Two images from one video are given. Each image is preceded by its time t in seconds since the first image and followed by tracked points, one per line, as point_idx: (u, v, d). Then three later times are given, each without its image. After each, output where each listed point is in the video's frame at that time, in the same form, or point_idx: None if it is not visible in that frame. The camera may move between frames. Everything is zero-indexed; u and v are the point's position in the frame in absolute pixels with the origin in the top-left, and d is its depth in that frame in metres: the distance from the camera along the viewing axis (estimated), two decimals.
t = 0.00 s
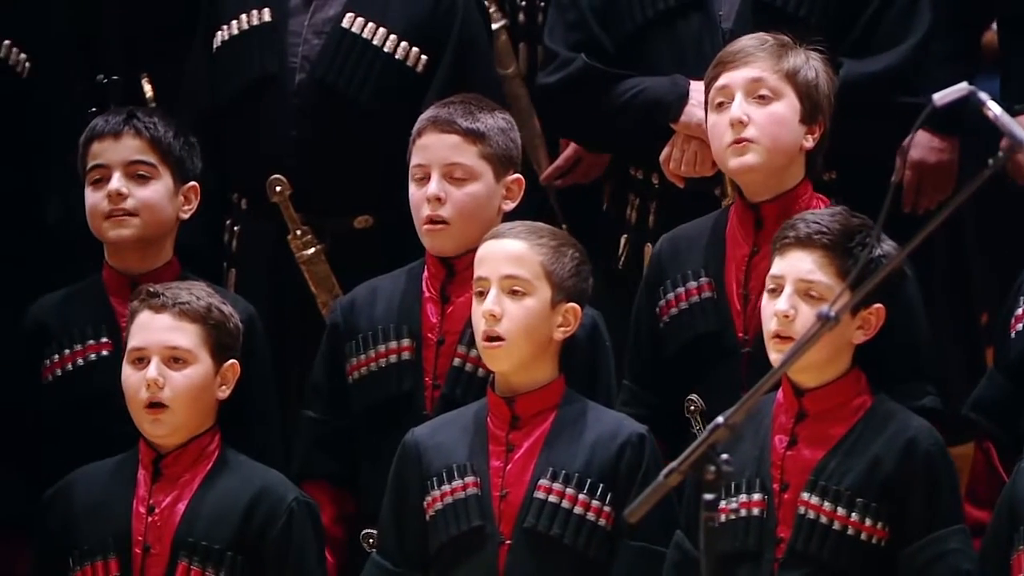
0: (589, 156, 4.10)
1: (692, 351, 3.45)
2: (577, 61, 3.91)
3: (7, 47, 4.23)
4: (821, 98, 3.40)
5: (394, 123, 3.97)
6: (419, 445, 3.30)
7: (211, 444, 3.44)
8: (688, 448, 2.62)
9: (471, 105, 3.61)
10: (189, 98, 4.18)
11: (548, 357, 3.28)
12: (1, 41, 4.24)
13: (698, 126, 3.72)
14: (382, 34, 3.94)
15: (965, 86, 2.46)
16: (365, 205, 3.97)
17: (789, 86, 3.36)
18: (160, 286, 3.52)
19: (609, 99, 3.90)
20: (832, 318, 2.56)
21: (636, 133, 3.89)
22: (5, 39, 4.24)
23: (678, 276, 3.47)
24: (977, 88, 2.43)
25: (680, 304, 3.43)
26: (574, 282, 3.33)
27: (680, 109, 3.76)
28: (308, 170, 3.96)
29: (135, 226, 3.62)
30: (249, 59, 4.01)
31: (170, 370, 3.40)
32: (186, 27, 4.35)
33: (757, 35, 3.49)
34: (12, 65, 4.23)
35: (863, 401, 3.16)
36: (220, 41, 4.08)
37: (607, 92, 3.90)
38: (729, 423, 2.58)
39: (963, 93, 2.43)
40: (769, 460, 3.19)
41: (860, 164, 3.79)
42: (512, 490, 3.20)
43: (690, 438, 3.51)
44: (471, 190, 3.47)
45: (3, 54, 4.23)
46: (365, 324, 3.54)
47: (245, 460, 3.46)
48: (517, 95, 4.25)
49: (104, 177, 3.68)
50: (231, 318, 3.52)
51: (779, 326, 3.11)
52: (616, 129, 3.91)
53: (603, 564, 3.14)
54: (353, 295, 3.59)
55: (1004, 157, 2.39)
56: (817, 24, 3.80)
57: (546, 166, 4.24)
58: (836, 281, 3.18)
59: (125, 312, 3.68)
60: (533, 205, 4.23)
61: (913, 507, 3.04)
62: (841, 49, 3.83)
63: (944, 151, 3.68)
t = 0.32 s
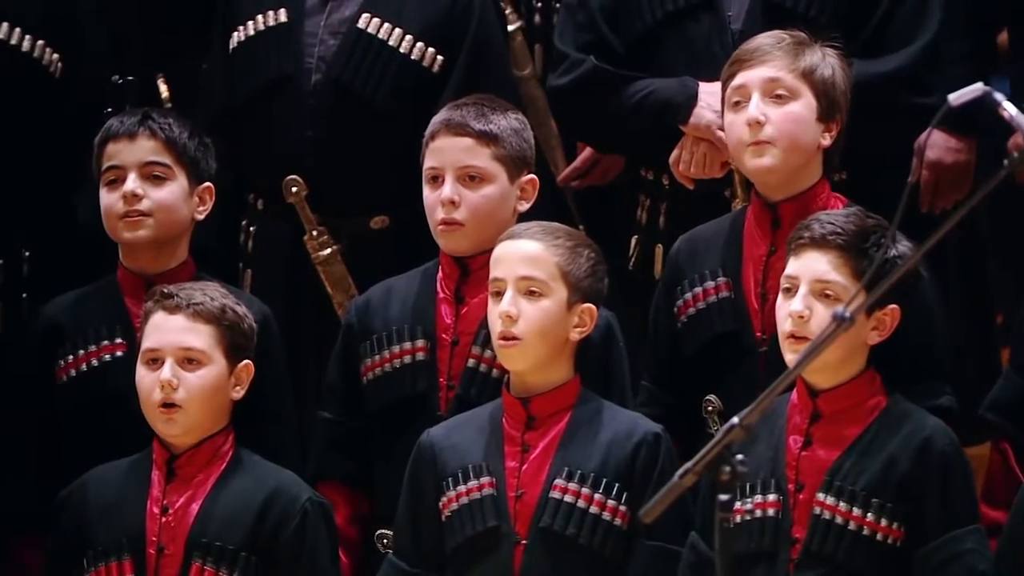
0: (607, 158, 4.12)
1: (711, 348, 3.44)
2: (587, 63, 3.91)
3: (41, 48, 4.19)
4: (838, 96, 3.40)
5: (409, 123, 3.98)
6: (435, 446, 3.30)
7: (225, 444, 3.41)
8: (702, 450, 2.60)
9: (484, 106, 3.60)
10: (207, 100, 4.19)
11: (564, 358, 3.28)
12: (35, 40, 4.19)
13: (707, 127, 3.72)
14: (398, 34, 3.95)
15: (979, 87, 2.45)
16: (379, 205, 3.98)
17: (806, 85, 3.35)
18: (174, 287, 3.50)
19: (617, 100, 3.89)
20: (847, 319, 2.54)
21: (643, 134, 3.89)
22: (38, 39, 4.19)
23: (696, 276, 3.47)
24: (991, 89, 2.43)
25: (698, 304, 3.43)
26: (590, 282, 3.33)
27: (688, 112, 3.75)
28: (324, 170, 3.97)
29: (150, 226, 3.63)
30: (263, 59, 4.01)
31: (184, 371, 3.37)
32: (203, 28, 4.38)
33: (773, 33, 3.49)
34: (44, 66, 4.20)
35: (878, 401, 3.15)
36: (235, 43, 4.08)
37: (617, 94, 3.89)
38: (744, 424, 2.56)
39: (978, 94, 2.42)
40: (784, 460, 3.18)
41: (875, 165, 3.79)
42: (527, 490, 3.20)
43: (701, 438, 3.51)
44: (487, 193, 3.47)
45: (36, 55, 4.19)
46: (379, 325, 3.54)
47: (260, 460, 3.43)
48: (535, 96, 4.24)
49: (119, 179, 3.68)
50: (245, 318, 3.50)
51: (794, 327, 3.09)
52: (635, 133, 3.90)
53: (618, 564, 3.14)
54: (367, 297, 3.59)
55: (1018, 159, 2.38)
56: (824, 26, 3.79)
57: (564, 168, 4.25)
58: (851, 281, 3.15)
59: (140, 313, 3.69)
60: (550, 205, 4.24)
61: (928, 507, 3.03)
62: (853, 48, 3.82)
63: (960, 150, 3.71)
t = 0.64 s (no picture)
0: (628, 157, 4.14)
1: (752, 346, 3.44)
2: (612, 62, 3.92)
3: (79, 46, 4.22)
4: (886, 98, 3.40)
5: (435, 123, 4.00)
6: (459, 445, 3.30)
7: (250, 444, 3.39)
8: (727, 450, 2.60)
9: (507, 107, 3.61)
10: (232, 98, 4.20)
11: (588, 357, 3.28)
12: (74, 38, 4.21)
13: (732, 129, 3.72)
14: (425, 34, 3.98)
15: (1005, 85, 2.43)
16: (405, 205, 3.99)
17: (854, 88, 3.35)
18: (199, 288, 3.48)
19: (645, 100, 3.89)
20: (872, 319, 2.51)
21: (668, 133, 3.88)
22: (76, 37, 4.21)
23: (736, 274, 3.47)
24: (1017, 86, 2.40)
25: (739, 301, 3.44)
26: (614, 281, 3.33)
27: (714, 112, 3.75)
28: (349, 170, 3.98)
29: (175, 229, 3.64)
30: (290, 58, 4.05)
31: (209, 374, 3.36)
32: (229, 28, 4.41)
33: (821, 32, 3.48)
34: (82, 64, 4.22)
35: (903, 401, 3.15)
36: (261, 41, 4.11)
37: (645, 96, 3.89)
38: (770, 424, 2.56)
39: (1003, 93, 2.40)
40: (808, 460, 3.17)
41: (900, 164, 3.78)
42: (552, 490, 3.20)
43: (727, 437, 3.51)
44: (512, 194, 3.48)
45: (73, 52, 4.21)
46: (404, 324, 3.55)
47: (284, 459, 3.41)
48: (557, 95, 4.26)
49: (145, 182, 3.70)
50: (270, 318, 3.48)
51: (818, 326, 3.09)
52: (660, 131, 3.89)
53: (644, 563, 3.14)
54: (392, 295, 3.61)
55: None
56: (852, 25, 3.81)
57: (586, 168, 4.24)
58: (876, 280, 3.15)
59: (163, 312, 3.70)
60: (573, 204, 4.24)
61: (953, 507, 3.02)
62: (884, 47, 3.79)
63: (982, 151, 3.69)
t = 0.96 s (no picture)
0: (654, 156, 4.20)
1: (794, 343, 3.45)
2: (645, 61, 3.94)
3: (113, 47, 4.27)
4: (936, 100, 3.40)
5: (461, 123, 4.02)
6: (486, 445, 3.32)
7: (278, 443, 3.41)
8: (755, 449, 2.61)
9: (535, 106, 3.63)
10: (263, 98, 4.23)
11: (615, 357, 3.29)
12: (108, 39, 4.26)
13: (764, 129, 3.73)
14: (453, 34, 4.01)
15: None
16: (433, 204, 4.00)
17: (904, 89, 3.35)
18: (226, 289, 3.49)
19: (677, 99, 3.89)
20: (900, 318, 2.54)
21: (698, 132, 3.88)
22: (111, 39, 4.26)
23: (781, 270, 3.47)
24: None
25: (782, 297, 3.44)
26: (641, 281, 3.34)
27: (746, 112, 3.76)
28: (377, 170, 4.00)
29: (203, 230, 3.67)
30: (320, 56, 4.07)
31: (236, 374, 3.37)
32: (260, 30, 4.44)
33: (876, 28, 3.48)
34: (118, 65, 4.27)
35: (927, 401, 3.15)
36: (290, 41, 4.14)
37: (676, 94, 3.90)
38: (796, 423, 2.57)
39: None
40: (833, 460, 3.19)
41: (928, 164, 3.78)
42: (578, 489, 3.22)
43: (754, 437, 3.52)
44: (538, 193, 3.49)
45: (109, 53, 4.26)
46: (431, 324, 3.57)
47: (311, 459, 3.43)
48: (581, 94, 4.27)
49: (175, 180, 3.72)
50: (296, 317, 3.50)
51: (843, 326, 3.09)
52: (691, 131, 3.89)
53: (669, 563, 3.15)
54: (419, 295, 3.63)
55: None
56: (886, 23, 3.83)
57: (610, 167, 4.29)
58: (901, 280, 3.15)
59: (190, 312, 3.73)
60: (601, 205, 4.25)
61: (977, 507, 3.02)
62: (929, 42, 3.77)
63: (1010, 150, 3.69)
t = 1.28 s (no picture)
0: (686, 156, 4.22)
1: (830, 343, 3.46)
2: (680, 60, 3.94)
3: (130, 46, 4.27)
4: (972, 101, 3.41)
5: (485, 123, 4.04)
6: (512, 444, 3.33)
7: (304, 442, 3.43)
8: (783, 448, 2.62)
9: (565, 105, 3.64)
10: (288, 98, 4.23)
11: (639, 357, 3.30)
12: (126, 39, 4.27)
13: (799, 127, 3.75)
14: (479, 34, 4.02)
15: None
16: (460, 205, 4.02)
17: (941, 89, 3.36)
18: (251, 288, 3.50)
19: (711, 99, 3.91)
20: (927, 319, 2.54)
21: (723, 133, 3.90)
22: (128, 38, 4.27)
23: (817, 269, 3.48)
24: None
25: (818, 297, 3.45)
26: (666, 280, 3.34)
27: (780, 111, 3.77)
28: (402, 170, 4.02)
29: (231, 231, 3.68)
30: (347, 55, 4.08)
31: (262, 374, 3.38)
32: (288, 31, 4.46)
33: (915, 26, 3.48)
34: (135, 64, 4.28)
35: (952, 402, 3.16)
36: (317, 41, 4.15)
37: (706, 93, 3.92)
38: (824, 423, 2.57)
39: None
40: (858, 460, 3.20)
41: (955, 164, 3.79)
42: (604, 489, 3.23)
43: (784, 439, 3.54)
44: (566, 193, 3.50)
45: (126, 52, 4.27)
46: (458, 324, 3.59)
47: (338, 459, 3.44)
48: (612, 95, 4.25)
49: (205, 179, 3.73)
50: (322, 317, 3.51)
51: (868, 325, 3.09)
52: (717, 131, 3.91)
53: (695, 562, 3.16)
54: (446, 295, 3.64)
55: None
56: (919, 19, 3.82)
57: (642, 169, 4.27)
58: (926, 280, 3.16)
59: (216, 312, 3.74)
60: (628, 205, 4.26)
61: (1002, 507, 3.03)
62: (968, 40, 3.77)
63: None
